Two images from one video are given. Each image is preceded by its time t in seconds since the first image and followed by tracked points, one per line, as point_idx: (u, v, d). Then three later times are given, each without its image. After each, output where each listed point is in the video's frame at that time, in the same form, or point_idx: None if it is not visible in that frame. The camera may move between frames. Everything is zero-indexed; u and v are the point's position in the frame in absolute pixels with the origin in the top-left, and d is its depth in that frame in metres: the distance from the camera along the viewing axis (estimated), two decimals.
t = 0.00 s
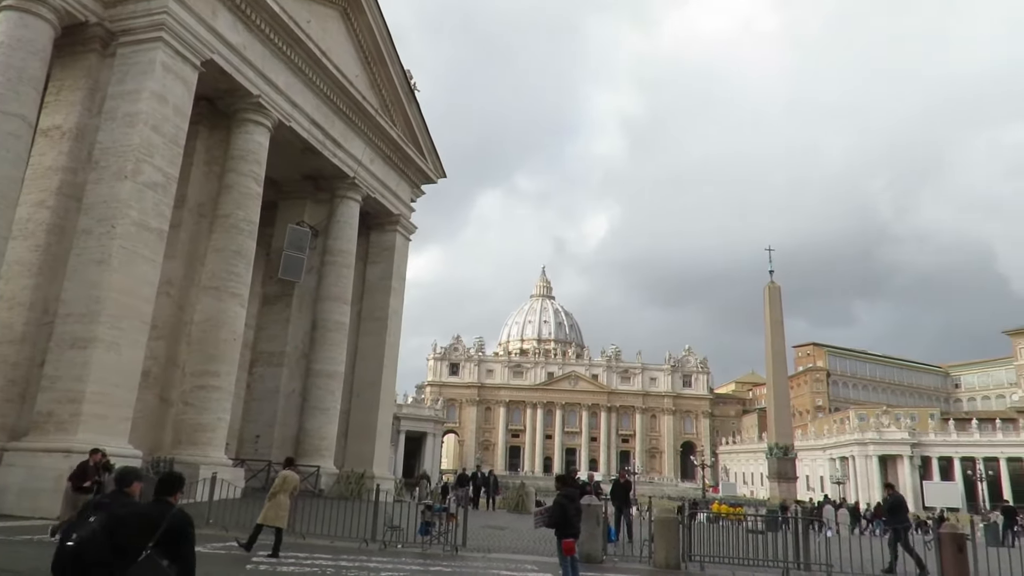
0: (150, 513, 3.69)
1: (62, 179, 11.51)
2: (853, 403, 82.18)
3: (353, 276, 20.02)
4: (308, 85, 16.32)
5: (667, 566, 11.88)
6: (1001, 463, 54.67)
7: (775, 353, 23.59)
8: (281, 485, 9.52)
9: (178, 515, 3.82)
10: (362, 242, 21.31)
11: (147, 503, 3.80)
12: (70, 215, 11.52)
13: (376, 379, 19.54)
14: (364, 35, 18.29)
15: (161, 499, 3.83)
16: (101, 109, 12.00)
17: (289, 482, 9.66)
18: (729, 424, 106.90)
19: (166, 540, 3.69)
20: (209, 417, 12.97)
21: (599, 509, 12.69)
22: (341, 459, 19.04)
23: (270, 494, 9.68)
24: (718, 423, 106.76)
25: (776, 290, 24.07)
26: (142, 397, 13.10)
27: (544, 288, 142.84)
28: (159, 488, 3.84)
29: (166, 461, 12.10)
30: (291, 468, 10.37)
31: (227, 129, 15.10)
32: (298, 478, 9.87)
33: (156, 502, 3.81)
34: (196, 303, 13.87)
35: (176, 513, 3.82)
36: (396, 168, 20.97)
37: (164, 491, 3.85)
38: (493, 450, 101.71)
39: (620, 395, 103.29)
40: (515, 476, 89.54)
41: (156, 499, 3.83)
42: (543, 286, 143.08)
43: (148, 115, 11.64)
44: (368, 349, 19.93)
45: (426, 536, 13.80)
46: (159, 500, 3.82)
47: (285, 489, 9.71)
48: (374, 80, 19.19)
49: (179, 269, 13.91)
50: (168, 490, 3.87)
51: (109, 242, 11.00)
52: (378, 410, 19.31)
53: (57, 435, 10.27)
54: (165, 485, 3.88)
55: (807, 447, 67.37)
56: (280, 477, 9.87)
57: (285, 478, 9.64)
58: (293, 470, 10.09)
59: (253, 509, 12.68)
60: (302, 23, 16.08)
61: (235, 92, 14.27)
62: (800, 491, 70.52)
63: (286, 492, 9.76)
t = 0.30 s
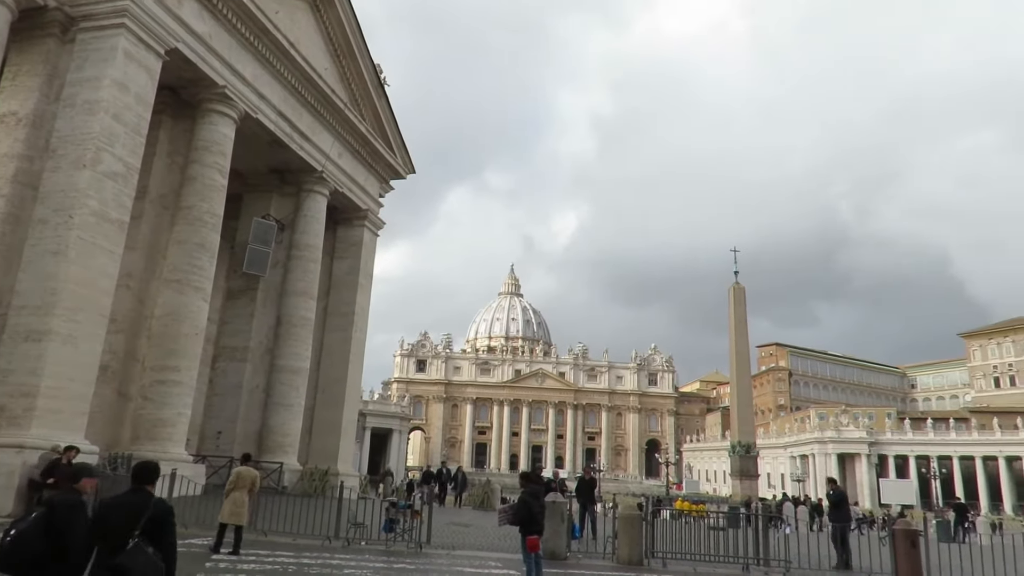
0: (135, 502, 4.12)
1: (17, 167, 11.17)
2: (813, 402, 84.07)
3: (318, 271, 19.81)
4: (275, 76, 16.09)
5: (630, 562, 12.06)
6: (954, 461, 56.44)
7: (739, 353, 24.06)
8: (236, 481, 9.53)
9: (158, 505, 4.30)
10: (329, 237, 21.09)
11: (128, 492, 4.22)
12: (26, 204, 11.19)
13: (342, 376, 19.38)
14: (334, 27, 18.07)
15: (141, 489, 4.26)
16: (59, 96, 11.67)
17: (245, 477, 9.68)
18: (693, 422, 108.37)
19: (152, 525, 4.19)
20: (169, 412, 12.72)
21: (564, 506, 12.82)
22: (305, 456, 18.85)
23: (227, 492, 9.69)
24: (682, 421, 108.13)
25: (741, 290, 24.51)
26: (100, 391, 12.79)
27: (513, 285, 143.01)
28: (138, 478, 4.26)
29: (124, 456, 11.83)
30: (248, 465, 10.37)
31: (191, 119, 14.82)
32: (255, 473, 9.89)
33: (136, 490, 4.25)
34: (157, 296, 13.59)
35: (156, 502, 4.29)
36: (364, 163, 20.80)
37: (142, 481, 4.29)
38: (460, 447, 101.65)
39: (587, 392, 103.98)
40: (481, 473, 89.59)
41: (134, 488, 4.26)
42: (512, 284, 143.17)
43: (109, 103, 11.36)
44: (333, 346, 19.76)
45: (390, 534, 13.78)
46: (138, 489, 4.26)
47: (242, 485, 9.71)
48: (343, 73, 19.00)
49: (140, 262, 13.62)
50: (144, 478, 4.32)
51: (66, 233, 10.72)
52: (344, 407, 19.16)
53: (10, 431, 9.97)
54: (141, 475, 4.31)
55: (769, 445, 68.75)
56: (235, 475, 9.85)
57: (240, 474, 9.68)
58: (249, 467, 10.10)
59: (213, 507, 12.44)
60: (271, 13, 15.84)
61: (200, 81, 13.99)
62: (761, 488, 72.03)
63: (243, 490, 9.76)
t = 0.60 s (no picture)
0: (104, 501, 4.38)
1: None
2: (778, 400, 85.67)
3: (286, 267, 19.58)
4: (243, 68, 15.84)
5: (598, 559, 12.20)
6: (913, 458, 57.99)
7: (706, 350, 24.50)
8: (193, 478, 9.42)
9: (128, 502, 4.51)
10: (297, 233, 20.85)
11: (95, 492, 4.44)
12: None
13: (310, 373, 19.20)
14: (304, 20, 17.85)
15: (106, 487, 4.49)
16: (17, 84, 11.37)
17: (202, 475, 9.56)
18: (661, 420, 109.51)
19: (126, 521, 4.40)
20: (131, 410, 12.46)
21: (532, 504, 12.90)
22: (271, 454, 18.63)
23: (184, 491, 9.57)
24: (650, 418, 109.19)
25: (710, 289, 24.90)
26: (59, 388, 12.47)
27: (483, 283, 142.97)
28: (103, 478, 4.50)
29: (84, 454, 11.56)
30: (204, 462, 10.24)
31: (156, 110, 14.53)
32: (212, 470, 9.77)
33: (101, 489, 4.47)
34: (120, 290, 13.30)
35: (126, 499, 4.51)
36: (334, 158, 20.61)
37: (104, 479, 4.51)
38: (428, 445, 101.50)
39: (556, 390, 104.47)
40: (450, 471, 89.54)
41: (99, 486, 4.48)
42: (482, 281, 143.03)
43: (70, 93, 11.10)
44: (301, 342, 19.55)
45: (357, 532, 13.71)
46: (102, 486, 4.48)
47: (199, 483, 9.60)
48: (312, 66, 18.78)
49: (101, 257, 13.31)
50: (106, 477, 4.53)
51: (24, 224, 10.43)
52: (312, 404, 18.97)
53: None
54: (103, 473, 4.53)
55: (735, 443, 69.96)
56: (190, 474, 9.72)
57: (196, 473, 9.56)
58: (205, 464, 9.98)
59: (173, 505, 12.23)
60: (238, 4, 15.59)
61: (166, 72, 13.72)
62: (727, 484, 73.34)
63: (200, 488, 9.63)
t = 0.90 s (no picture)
0: (69, 492, 4.42)
1: None
2: (747, 398, 86.97)
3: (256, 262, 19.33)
4: (213, 59, 15.59)
5: (567, 556, 12.31)
6: (877, 456, 59.31)
7: (677, 349, 24.84)
8: (152, 474, 9.38)
9: (96, 494, 4.53)
10: (268, 227, 20.58)
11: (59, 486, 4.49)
12: None
13: (279, 370, 18.99)
14: (277, 12, 17.62)
15: (71, 481, 4.54)
16: None
17: (161, 471, 9.53)
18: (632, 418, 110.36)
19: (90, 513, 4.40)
20: (94, 406, 12.20)
21: (501, 501, 12.93)
22: (239, 451, 18.41)
23: (144, 488, 9.45)
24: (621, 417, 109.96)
25: (680, 289, 25.20)
26: (19, 383, 12.17)
27: (456, 280, 142.67)
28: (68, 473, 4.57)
29: (44, 451, 11.29)
30: (163, 459, 10.16)
31: (123, 101, 14.23)
32: (171, 466, 9.75)
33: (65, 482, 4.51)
34: (84, 283, 13.00)
35: (93, 492, 4.54)
36: (306, 152, 20.38)
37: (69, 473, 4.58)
38: (399, 442, 101.12)
39: (528, 388, 104.73)
40: (421, 468, 89.27)
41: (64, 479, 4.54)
42: (455, 278, 142.65)
43: (34, 81, 10.83)
44: (271, 338, 19.33)
45: (326, 529, 13.60)
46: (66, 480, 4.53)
47: (159, 479, 9.55)
48: (285, 59, 18.54)
49: (65, 249, 13.02)
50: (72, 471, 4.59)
51: None
52: (281, 401, 18.77)
53: None
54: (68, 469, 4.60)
55: (704, 441, 70.91)
56: (149, 471, 9.66)
57: (155, 469, 9.52)
58: (164, 461, 9.93)
59: (137, 502, 12.04)
60: None
61: (133, 62, 13.45)
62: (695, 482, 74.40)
63: (160, 485, 9.57)
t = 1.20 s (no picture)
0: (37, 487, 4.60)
1: None
2: (717, 396, 88.16)
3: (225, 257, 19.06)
4: (182, 50, 15.32)
5: (538, 553, 12.38)
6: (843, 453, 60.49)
7: (649, 347, 25.09)
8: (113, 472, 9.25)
9: (62, 491, 4.75)
10: (238, 222, 20.30)
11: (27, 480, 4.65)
12: None
13: (249, 367, 18.75)
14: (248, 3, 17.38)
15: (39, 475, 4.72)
16: None
17: (123, 469, 9.41)
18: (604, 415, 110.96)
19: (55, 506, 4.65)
20: (56, 403, 11.92)
21: (472, 499, 12.95)
22: (207, 449, 18.13)
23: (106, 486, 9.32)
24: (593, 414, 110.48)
25: (652, 287, 25.45)
26: None
27: (430, 277, 142.16)
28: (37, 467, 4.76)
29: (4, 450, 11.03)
30: (126, 457, 10.03)
31: (88, 91, 13.94)
32: (133, 463, 9.62)
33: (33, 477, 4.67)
34: (47, 278, 12.71)
35: (59, 489, 4.74)
36: (277, 147, 20.15)
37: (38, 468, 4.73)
38: (371, 439, 100.56)
39: (501, 385, 104.74)
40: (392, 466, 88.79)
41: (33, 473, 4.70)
42: (428, 275, 142.17)
43: None
44: (240, 334, 19.08)
45: (295, 528, 13.48)
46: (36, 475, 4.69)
47: (121, 477, 9.43)
48: (256, 51, 18.29)
49: (27, 242, 12.71)
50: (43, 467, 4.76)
51: None
52: (250, 399, 18.54)
53: None
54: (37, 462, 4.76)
55: (675, 438, 71.77)
56: (112, 468, 9.52)
57: (117, 466, 9.40)
58: (126, 458, 9.79)
59: (101, 501, 11.83)
60: None
61: (99, 52, 13.17)
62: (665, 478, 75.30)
63: (124, 484, 9.43)
